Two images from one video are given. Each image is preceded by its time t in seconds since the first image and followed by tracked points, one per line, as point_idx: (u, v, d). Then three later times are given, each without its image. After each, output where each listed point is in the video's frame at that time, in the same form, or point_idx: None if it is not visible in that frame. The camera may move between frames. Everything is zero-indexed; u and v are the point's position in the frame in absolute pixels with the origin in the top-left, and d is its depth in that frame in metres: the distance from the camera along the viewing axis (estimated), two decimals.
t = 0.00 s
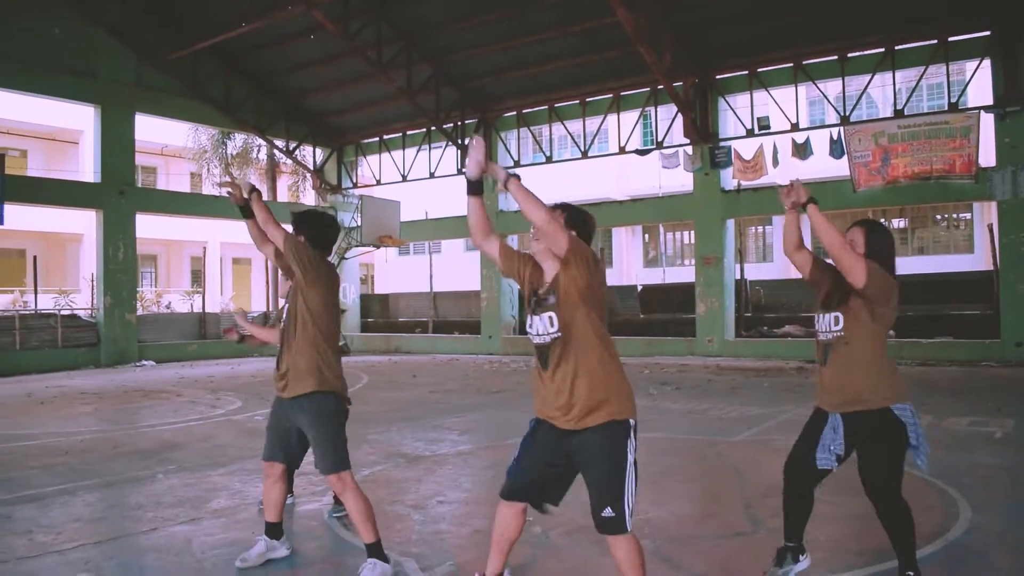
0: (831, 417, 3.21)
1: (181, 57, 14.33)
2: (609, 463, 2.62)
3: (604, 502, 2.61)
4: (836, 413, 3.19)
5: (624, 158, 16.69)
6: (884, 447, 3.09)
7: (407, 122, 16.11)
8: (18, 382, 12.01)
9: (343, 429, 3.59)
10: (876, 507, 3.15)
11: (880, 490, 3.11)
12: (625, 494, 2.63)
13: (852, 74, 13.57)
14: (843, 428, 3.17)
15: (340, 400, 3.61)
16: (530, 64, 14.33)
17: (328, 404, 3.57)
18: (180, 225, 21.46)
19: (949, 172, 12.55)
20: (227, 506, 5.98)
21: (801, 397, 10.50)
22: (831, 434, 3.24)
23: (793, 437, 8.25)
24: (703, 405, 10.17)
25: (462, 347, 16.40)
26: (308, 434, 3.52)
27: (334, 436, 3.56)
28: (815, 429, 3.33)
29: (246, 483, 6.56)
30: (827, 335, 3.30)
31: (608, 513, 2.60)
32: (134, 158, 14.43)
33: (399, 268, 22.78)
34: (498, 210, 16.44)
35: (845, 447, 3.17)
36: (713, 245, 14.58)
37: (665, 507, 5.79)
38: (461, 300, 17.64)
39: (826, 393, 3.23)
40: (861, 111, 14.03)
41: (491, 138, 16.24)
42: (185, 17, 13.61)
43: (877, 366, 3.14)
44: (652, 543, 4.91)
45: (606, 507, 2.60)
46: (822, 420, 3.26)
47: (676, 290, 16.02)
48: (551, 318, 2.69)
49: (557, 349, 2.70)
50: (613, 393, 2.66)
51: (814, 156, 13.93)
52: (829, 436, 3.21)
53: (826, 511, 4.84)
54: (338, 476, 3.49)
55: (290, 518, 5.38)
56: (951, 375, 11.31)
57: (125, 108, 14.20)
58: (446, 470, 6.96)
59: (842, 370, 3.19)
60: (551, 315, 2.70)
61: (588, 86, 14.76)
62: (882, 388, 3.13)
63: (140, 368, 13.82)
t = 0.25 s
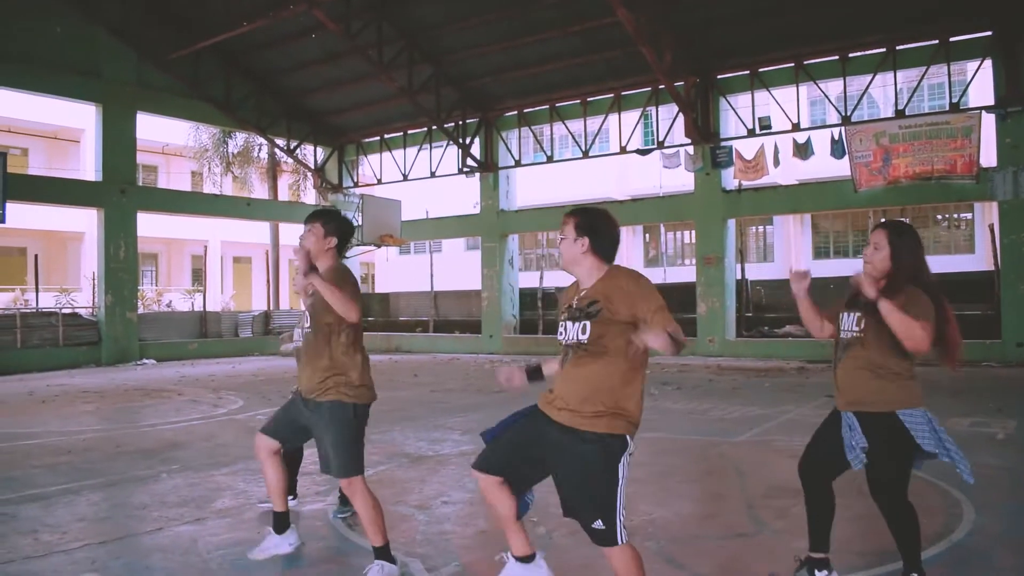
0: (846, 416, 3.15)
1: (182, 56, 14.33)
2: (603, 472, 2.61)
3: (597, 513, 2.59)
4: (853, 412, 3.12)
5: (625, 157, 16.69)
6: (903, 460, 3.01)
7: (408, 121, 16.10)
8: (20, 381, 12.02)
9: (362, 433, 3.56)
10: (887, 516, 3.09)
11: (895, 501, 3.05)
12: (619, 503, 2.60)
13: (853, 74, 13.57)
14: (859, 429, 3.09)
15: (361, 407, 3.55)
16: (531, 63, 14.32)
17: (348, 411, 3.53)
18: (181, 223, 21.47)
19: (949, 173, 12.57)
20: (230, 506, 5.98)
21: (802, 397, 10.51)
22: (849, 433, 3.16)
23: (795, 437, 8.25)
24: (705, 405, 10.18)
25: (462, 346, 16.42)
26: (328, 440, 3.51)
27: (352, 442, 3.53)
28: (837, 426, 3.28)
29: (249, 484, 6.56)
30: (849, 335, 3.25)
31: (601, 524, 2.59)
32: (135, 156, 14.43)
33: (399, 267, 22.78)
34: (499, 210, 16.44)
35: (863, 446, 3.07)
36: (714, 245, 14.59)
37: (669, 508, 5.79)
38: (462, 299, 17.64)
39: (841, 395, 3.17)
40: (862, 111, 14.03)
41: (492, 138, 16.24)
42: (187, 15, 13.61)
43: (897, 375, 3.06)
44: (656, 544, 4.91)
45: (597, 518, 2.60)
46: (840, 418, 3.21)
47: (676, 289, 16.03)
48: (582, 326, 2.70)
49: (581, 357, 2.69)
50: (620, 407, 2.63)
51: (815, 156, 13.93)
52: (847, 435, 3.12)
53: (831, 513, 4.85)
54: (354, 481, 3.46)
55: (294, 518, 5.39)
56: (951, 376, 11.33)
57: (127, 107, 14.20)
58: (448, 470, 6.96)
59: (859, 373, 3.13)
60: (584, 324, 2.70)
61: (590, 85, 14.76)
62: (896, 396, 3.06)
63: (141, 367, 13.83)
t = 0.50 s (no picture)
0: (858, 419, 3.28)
1: (184, 56, 14.34)
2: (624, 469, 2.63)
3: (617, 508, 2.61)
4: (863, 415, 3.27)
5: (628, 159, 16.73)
6: (911, 454, 3.14)
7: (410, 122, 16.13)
8: (24, 381, 12.03)
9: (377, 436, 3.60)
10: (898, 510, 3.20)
11: (904, 495, 3.17)
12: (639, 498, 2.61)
13: (855, 77, 13.61)
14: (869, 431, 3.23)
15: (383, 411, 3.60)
16: (533, 65, 14.35)
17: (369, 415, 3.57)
18: (183, 223, 21.47)
19: (952, 175, 12.59)
20: (241, 507, 6.01)
21: (806, 399, 10.55)
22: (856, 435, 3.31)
23: (800, 439, 8.28)
24: (710, 407, 10.22)
25: (465, 346, 16.47)
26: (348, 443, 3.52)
27: (371, 444, 3.57)
28: (843, 428, 3.41)
29: (259, 485, 6.59)
30: (868, 343, 3.36)
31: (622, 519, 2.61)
32: (138, 156, 14.43)
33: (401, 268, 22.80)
34: (501, 211, 16.48)
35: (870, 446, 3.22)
36: (717, 247, 14.64)
37: (677, 509, 5.83)
38: (464, 300, 17.68)
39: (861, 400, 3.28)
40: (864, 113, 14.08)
41: (494, 139, 16.28)
42: (190, 15, 13.61)
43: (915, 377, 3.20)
44: (667, 546, 4.95)
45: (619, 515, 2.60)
46: (849, 420, 3.35)
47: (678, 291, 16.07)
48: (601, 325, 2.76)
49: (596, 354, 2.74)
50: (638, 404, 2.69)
51: (818, 158, 13.97)
52: (855, 437, 3.27)
53: (841, 515, 4.89)
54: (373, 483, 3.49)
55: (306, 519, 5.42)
56: (953, 378, 11.37)
57: (130, 107, 14.20)
58: (457, 471, 7.00)
59: (879, 378, 3.25)
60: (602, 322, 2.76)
61: (593, 87, 14.79)
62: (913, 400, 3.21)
63: (144, 367, 13.83)
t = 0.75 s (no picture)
0: (874, 416, 3.29)
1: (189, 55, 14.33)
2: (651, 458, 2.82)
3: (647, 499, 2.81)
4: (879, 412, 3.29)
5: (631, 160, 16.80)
6: (933, 454, 3.23)
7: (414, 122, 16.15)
8: (29, 380, 12.03)
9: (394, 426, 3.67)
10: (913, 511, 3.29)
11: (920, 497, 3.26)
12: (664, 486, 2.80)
13: (859, 80, 13.67)
14: (892, 427, 3.26)
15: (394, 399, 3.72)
16: (540, 67, 14.40)
17: (385, 402, 3.67)
18: (184, 222, 21.46)
19: (955, 178, 12.66)
20: (259, 506, 6.04)
21: (812, 400, 10.61)
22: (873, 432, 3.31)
23: (808, 440, 8.35)
24: (716, 407, 10.27)
25: (467, 346, 16.52)
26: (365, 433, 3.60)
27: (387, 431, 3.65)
28: (852, 426, 3.40)
29: (273, 484, 6.62)
30: (878, 335, 3.40)
31: (653, 509, 2.81)
32: (143, 155, 14.43)
33: (402, 268, 22.84)
34: (505, 211, 16.53)
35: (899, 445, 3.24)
36: (720, 248, 14.70)
37: (692, 510, 5.88)
38: (466, 300, 17.71)
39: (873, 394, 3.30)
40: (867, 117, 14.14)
41: (498, 140, 16.33)
42: (196, 14, 13.60)
43: (920, 374, 3.30)
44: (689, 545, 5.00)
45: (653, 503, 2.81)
46: (863, 416, 3.34)
47: (680, 292, 16.13)
48: (597, 318, 2.90)
49: (598, 347, 2.89)
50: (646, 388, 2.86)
51: (821, 161, 14.03)
52: (880, 436, 3.27)
53: (857, 516, 4.95)
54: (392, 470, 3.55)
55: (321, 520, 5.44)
56: (957, 380, 11.45)
57: (135, 105, 14.21)
58: (470, 471, 7.04)
59: (893, 372, 3.30)
60: (596, 315, 2.91)
61: (598, 88, 14.83)
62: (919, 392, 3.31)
63: (148, 366, 13.84)
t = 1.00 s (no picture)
0: (842, 415, 3.46)
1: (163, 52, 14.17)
2: (618, 428, 3.05)
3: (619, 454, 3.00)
4: (846, 411, 3.47)
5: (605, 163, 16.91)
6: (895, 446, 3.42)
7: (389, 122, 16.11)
8: None
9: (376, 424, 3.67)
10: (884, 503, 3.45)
11: (890, 488, 3.45)
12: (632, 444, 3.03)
13: (832, 86, 13.88)
14: (857, 426, 3.45)
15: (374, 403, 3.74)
16: (517, 68, 14.44)
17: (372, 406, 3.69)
18: (154, 221, 21.20)
19: (925, 184, 12.90)
20: (246, 506, 6.00)
21: (788, 401, 10.74)
22: (840, 431, 3.48)
23: (786, 440, 8.46)
24: (693, 408, 10.37)
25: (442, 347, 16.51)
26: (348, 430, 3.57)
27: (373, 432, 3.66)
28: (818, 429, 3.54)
29: (258, 484, 6.59)
30: (850, 342, 3.53)
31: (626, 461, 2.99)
32: (114, 152, 14.23)
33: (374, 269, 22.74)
34: (480, 212, 16.55)
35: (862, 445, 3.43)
36: (694, 250, 14.83)
37: (679, 507, 5.94)
38: (440, 301, 17.69)
39: (836, 396, 3.48)
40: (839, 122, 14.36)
41: (473, 141, 16.35)
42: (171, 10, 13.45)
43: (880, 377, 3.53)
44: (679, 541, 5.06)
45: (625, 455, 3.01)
46: (830, 417, 3.49)
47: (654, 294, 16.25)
48: (580, 323, 3.12)
49: (581, 349, 3.11)
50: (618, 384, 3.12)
51: (794, 165, 14.22)
52: (847, 433, 3.45)
53: (843, 511, 5.05)
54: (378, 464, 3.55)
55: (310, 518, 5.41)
56: (927, 381, 11.65)
57: (108, 102, 14.02)
58: (456, 471, 7.05)
59: (860, 377, 3.48)
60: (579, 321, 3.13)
61: (574, 90, 14.91)
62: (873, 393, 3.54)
63: (118, 366, 13.63)
